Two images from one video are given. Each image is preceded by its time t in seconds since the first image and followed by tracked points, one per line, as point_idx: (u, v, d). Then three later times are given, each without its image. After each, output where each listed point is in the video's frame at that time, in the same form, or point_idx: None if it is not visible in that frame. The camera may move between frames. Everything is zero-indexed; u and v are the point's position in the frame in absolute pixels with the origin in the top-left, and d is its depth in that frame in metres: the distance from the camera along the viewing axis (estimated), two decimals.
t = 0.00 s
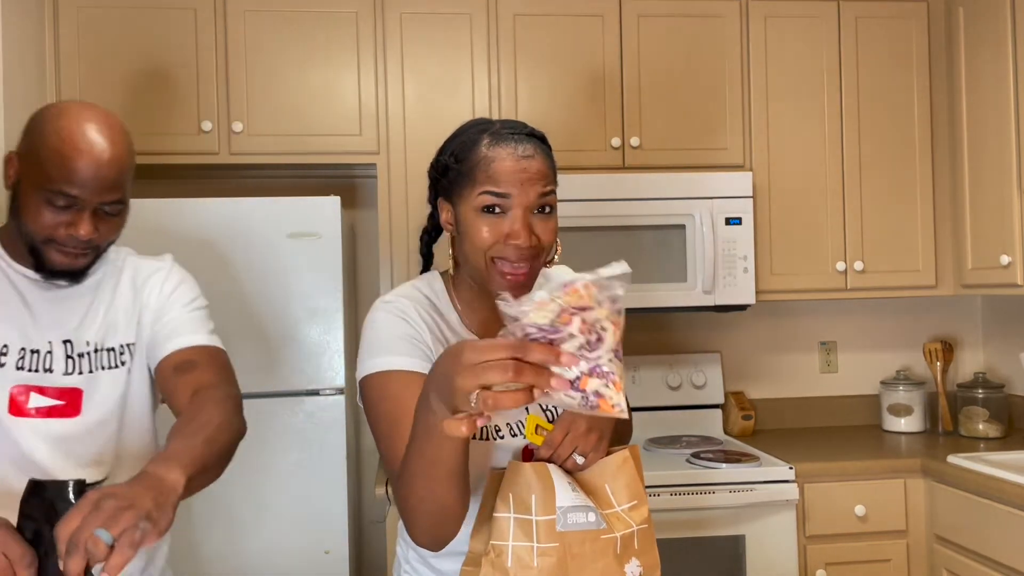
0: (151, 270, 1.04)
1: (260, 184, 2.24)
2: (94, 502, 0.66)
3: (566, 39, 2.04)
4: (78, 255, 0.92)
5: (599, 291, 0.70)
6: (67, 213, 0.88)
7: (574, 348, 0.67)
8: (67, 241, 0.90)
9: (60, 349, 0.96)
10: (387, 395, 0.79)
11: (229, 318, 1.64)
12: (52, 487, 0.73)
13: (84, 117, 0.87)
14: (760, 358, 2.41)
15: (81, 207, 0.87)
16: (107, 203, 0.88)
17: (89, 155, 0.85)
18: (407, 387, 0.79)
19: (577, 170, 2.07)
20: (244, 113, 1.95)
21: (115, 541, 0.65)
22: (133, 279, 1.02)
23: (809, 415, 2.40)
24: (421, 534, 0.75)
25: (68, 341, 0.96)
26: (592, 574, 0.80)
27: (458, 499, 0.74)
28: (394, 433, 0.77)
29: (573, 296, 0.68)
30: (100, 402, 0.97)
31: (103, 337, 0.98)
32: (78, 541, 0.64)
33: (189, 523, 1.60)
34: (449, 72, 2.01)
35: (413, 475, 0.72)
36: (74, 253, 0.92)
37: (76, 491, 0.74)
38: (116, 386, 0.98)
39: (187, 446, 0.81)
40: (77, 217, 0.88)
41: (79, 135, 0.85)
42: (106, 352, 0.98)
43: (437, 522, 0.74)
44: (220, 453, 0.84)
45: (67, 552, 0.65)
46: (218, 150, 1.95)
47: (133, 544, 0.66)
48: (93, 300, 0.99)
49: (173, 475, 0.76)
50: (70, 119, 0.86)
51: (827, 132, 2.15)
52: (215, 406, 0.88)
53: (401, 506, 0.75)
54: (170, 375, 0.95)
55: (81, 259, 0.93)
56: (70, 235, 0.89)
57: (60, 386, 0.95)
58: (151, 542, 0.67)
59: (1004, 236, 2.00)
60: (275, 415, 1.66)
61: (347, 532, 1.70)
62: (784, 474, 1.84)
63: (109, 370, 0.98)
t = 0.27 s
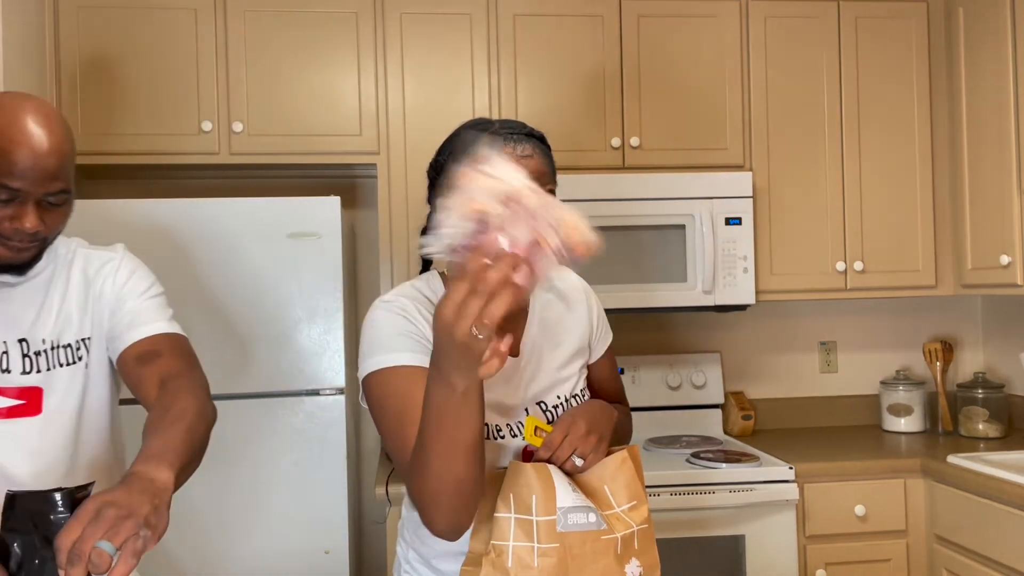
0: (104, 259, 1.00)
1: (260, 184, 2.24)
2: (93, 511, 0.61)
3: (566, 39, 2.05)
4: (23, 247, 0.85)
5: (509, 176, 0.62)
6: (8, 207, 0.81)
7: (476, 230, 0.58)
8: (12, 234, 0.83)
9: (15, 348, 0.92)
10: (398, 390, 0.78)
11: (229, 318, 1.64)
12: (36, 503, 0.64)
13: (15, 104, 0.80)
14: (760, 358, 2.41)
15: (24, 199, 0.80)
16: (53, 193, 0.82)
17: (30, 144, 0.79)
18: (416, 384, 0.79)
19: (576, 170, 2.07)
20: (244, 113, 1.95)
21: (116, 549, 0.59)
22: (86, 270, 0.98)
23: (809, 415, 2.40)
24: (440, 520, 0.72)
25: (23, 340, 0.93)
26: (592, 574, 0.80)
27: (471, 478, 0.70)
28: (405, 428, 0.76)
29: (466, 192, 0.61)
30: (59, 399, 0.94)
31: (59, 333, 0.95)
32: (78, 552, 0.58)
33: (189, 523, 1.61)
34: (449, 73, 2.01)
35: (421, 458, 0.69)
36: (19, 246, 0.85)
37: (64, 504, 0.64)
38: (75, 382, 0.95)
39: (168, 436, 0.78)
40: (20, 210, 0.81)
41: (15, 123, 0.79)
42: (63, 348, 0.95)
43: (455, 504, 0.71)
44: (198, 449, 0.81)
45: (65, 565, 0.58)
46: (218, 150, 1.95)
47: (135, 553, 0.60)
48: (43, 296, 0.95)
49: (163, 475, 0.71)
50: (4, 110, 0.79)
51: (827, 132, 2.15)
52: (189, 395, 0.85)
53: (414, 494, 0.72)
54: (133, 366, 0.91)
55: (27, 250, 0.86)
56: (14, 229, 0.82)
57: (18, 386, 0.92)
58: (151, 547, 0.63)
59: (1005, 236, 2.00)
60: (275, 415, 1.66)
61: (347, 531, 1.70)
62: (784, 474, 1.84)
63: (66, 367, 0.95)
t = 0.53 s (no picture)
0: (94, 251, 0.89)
1: (259, 184, 2.24)
2: (90, 523, 0.57)
3: (566, 39, 2.05)
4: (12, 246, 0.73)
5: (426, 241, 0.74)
6: None
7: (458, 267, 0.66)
8: None
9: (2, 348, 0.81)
10: (408, 402, 0.79)
11: (229, 318, 1.65)
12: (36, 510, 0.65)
13: None
14: (760, 358, 2.41)
15: (5, 190, 0.68)
16: (38, 184, 0.70)
17: (14, 129, 0.67)
18: (422, 389, 0.79)
19: (577, 170, 2.07)
20: (244, 113, 1.95)
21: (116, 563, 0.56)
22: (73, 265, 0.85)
23: (809, 415, 2.41)
24: (458, 536, 0.73)
25: (11, 340, 0.81)
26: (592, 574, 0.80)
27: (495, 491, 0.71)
28: (417, 441, 0.76)
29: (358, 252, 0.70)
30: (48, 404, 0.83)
31: (48, 333, 0.82)
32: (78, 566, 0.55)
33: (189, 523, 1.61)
34: (449, 73, 2.01)
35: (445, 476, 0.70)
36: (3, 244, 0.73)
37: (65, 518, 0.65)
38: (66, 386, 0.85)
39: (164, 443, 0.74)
40: (2, 202, 0.69)
41: None
42: (51, 349, 0.82)
43: (477, 519, 0.72)
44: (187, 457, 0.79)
45: None
46: (218, 150, 1.95)
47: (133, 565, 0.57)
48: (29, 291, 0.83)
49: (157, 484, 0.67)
50: None
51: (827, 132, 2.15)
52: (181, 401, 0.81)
53: (434, 511, 0.73)
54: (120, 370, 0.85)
55: (13, 248, 0.74)
56: None
57: (7, 385, 0.80)
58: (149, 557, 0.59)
59: (1004, 236, 2.00)
60: (276, 415, 1.67)
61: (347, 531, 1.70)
62: (784, 474, 1.84)
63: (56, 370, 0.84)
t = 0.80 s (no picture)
0: (111, 264, 0.94)
1: (259, 184, 2.24)
2: (82, 536, 0.59)
3: (566, 39, 2.05)
4: (26, 232, 0.79)
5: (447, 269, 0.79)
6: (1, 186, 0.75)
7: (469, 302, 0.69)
8: (9, 217, 0.76)
9: (17, 349, 0.85)
10: (409, 403, 0.79)
11: (229, 318, 1.65)
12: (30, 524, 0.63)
13: None
14: (760, 358, 2.41)
15: (15, 172, 0.75)
16: (44, 167, 0.77)
17: (19, 115, 0.75)
18: (423, 389, 0.79)
19: (577, 170, 2.07)
20: (245, 113, 1.95)
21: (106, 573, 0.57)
22: (90, 276, 0.91)
23: (809, 415, 2.41)
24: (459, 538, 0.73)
25: (26, 340, 0.86)
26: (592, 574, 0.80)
27: (498, 492, 0.71)
28: (418, 442, 0.76)
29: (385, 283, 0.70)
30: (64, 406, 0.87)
31: (65, 337, 0.88)
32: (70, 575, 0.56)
33: (189, 524, 1.61)
34: (449, 73, 2.01)
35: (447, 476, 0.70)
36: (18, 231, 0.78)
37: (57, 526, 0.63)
38: (81, 390, 0.88)
39: (167, 454, 0.76)
40: (15, 185, 0.75)
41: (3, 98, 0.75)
42: (68, 352, 0.88)
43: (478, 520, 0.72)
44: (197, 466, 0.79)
45: None
46: (218, 150, 1.95)
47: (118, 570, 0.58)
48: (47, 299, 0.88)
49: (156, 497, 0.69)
50: None
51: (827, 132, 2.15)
52: (190, 409, 0.83)
53: (436, 512, 0.73)
54: (136, 378, 0.88)
55: (26, 239, 0.79)
56: (12, 207, 0.76)
57: (22, 386, 0.85)
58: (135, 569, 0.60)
59: (1005, 236, 2.00)
60: (276, 415, 1.67)
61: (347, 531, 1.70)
62: (784, 474, 1.84)
63: (72, 371, 0.88)
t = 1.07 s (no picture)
0: (235, 268, 1.04)
1: (259, 184, 2.24)
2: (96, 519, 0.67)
3: (565, 39, 2.04)
4: (155, 247, 0.92)
5: (467, 262, 0.73)
6: (136, 202, 0.88)
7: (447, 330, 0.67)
8: (140, 232, 0.90)
9: (128, 334, 0.96)
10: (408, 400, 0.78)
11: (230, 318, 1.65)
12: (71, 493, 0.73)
13: (151, 108, 0.87)
14: (760, 358, 2.41)
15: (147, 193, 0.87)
16: (176, 189, 0.88)
17: (161, 139, 0.86)
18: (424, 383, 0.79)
19: (576, 170, 2.07)
20: (244, 114, 1.95)
21: (107, 559, 0.65)
22: (214, 278, 1.02)
23: (809, 415, 2.40)
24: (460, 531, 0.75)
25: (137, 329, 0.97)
26: (592, 574, 0.80)
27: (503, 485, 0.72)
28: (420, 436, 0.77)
29: (383, 297, 0.71)
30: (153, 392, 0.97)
31: (173, 332, 0.99)
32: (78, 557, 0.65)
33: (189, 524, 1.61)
34: (449, 72, 2.01)
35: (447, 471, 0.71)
36: (148, 245, 0.92)
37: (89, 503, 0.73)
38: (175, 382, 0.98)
39: (242, 453, 0.84)
40: (145, 205, 0.88)
41: (148, 123, 0.86)
42: (172, 348, 0.98)
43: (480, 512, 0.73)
44: (273, 463, 0.86)
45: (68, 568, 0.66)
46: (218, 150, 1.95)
47: (122, 562, 0.66)
48: (168, 294, 1.00)
49: (198, 496, 0.76)
50: (142, 107, 0.87)
51: (827, 131, 2.15)
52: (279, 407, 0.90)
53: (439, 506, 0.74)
54: (249, 381, 0.96)
55: (157, 252, 0.93)
56: (140, 226, 0.89)
57: (118, 370, 0.95)
58: (145, 564, 0.67)
59: (1005, 236, 2.00)
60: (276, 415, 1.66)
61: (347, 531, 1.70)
62: (784, 474, 1.84)
63: (170, 366, 0.98)
